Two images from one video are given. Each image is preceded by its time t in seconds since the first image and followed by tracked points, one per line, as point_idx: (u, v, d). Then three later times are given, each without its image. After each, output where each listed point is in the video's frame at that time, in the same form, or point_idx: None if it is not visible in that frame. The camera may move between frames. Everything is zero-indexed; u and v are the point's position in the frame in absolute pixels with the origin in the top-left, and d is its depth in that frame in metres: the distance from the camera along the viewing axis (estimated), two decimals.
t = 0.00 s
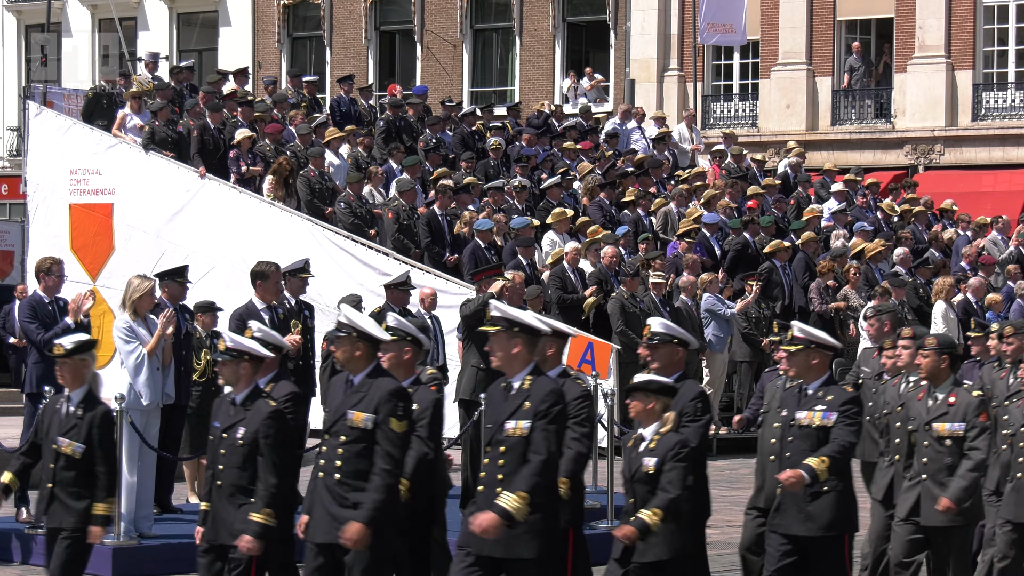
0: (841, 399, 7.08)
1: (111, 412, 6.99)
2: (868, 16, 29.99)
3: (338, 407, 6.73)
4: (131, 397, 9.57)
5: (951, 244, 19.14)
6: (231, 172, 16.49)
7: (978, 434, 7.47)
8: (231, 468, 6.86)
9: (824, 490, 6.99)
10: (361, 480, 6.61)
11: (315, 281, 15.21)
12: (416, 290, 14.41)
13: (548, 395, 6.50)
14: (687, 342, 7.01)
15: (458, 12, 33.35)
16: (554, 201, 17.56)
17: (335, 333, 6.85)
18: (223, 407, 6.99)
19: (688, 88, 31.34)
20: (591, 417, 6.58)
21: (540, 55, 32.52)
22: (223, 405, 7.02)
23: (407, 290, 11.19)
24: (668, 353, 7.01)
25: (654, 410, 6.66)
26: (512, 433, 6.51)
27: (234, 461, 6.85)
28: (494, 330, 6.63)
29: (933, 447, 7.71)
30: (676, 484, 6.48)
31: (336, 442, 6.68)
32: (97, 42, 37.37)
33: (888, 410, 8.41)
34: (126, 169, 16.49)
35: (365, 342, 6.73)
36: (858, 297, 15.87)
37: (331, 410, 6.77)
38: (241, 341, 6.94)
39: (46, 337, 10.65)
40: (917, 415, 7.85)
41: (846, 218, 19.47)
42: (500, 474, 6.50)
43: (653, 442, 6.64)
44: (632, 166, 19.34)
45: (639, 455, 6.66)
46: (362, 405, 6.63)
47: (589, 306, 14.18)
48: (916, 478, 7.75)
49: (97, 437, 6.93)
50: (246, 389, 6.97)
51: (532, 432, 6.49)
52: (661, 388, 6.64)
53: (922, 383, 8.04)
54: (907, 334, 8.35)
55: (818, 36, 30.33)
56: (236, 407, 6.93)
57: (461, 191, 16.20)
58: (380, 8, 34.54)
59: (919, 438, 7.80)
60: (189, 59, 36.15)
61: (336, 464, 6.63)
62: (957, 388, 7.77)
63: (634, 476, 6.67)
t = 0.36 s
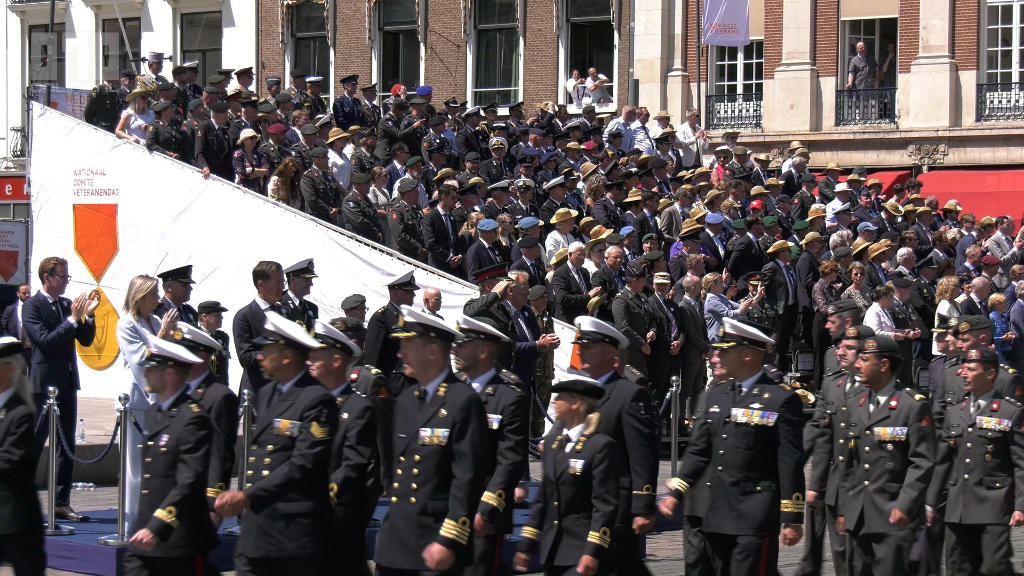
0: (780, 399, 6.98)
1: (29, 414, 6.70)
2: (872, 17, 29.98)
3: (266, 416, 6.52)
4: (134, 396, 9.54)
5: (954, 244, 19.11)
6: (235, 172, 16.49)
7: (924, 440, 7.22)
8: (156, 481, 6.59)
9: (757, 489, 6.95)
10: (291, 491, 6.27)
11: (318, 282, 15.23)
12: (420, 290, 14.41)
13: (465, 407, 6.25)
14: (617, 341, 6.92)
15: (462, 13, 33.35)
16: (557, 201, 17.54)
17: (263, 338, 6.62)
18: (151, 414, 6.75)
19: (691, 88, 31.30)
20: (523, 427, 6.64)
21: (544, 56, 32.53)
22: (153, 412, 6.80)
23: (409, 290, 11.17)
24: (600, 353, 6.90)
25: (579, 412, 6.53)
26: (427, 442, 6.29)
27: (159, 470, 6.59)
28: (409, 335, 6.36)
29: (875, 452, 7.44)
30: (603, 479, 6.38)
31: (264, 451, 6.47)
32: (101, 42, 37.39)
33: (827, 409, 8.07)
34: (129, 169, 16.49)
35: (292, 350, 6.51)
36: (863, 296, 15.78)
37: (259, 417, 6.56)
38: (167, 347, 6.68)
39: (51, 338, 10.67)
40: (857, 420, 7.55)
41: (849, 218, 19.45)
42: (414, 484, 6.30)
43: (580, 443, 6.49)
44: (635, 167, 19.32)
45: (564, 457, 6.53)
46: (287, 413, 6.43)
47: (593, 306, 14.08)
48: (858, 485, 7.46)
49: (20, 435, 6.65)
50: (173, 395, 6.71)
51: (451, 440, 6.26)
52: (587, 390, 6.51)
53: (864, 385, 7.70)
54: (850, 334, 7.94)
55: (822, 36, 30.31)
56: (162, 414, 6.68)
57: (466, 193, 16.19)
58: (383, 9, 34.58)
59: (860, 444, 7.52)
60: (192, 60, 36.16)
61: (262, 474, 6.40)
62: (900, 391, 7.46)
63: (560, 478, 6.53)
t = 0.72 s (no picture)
0: (725, 407, 6.84)
1: None
2: (879, 13, 29.94)
3: (195, 408, 6.81)
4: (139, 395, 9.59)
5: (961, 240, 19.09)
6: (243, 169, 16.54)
7: (884, 451, 7.33)
8: (84, 469, 7.15)
9: (700, 498, 6.84)
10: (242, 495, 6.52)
11: (326, 278, 15.20)
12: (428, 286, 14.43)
13: (399, 414, 6.33)
14: (567, 345, 6.94)
15: (470, 9, 33.34)
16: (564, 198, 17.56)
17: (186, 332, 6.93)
18: (79, 405, 7.32)
19: (699, 85, 31.24)
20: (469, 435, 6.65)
21: (552, 52, 32.51)
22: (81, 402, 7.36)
23: (418, 286, 11.21)
24: (550, 356, 6.98)
25: (511, 420, 6.50)
26: (363, 449, 6.35)
27: (87, 460, 7.14)
28: (342, 336, 6.44)
29: (833, 459, 7.41)
30: (539, 490, 6.41)
31: (194, 444, 6.79)
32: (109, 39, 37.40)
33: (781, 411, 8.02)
34: (137, 166, 16.53)
35: (217, 342, 6.86)
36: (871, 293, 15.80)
37: (184, 412, 6.85)
38: (93, 339, 7.19)
39: (57, 334, 10.71)
40: (813, 424, 7.50)
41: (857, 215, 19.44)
42: (347, 491, 6.36)
43: (513, 452, 6.47)
44: (643, 162, 19.33)
45: (496, 466, 6.47)
46: (221, 407, 6.75)
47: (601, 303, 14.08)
48: (812, 490, 7.47)
49: None
50: (101, 386, 7.29)
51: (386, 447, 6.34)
52: (520, 397, 6.44)
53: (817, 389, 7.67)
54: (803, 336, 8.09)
55: (830, 33, 30.28)
56: (91, 405, 7.25)
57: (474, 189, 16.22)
58: (391, 6, 34.56)
59: (816, 448, 7.48)
60: (200, 56, 36.16)
61: (194, 468, 6.74)
62: (857, 398, 7.47)
63: (492, 487, 6.46)
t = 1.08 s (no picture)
0: (667, 403, 6.74)
1: None
2: (883, 12, 29.94)
3: (124, 415, 6.41)
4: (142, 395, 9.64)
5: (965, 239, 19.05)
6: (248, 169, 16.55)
7: (831, 442, 6.97)
8: (9, 479, 6.59)
9: (647, 499, 6.70)
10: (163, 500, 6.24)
11: (330, 278, 15.22)
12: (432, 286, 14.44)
13: (333, 403, 6.17)
14: (515, 342, 6.80)
15: (474, 9, 33.35)
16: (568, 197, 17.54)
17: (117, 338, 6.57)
18: (7, 414, 6.76)
19: (703, 84, 31.20)
20: (411, 425, 6.46)
21: (556, 51, 32.52)
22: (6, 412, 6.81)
23: (422, 286, 11.22)
24: (500, 352, 6.83)
25: (451, 417, 6.38)
26: (294, 442, 6.17)
27: (13, 471, 6.59)
28: (280, 328, 6.32)
29: (781, 453, 7.16)
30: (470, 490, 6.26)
31: (122, 453, 6.36)
32: (114, 39, 37.44)
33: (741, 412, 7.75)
34: (141, 166, 16.55)
35: (151, 346, 6.48)
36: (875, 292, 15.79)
37: (115, 418, 6.45)
38: (23, 345, 6.71)
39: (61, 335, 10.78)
40: (765, 418, 7.27)
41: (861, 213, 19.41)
42: (280, 486, 6.17)
43: (451, 449, 6.38)
44: (647, 161, 19.32)
45: (437, 464, 6.42)
46: (149, 414, 6.34)
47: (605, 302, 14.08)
48: (767, 487, 7.19)
49: None
50: (29, 396, 6.78)
51: (317, 440, 6.17)
52: (459, 395, 6.35)
53: (775, 382, 7.46)
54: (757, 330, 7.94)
55: (834, 33, 30.25)
56: (17, 414, 6.71)
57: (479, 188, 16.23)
58: (395, 6, 34.59)
59: (766, 443, 7.24)
60: (204, 56, 36.16)
61: (121, 478, 6.31)
62: (810, 390, 7.20)
63: (432, 487, 6.41)
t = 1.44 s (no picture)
0: (596, 403, 6.90)
1: None
2: (887, 11, 29.92)
3: (31, 420, 6.50)
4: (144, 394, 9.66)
5: (968, 238, 19.04)
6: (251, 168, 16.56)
7: (766, 445, 7.08)
8: None
9: (572, 499, 6.92)
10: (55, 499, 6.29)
11: (334, 276, 15.22)
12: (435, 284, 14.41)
13: (239, 413, 6.19)
14: (438, 339, 6.79)
15: (477, 8, 33.30)
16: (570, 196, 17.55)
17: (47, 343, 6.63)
18: None
19: (706, 82, 31.18)
20: (338, 426, 6.83)
21: (559, 50, 32.51)
22: None
23: (425, 285, 11.21)
24: (421, 349, 6.82)
25: (369, 418, 6.43)
26: (198, 452, 6.16)
27: None
28: (184, 334, 6.34)
29: (715, 457, 7.25)
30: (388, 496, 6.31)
31: (30, 459, 6.42)
32: (117, 39, 37.43)
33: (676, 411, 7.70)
34: (144, 165, 16.56)
35: (58, 349, 6.57)
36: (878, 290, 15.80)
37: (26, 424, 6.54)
38: None
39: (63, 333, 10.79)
40: (700, 423, 7.36)
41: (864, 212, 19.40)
42: (184, 498, 6.15)
43: (370, 452, 6.42)
44: (649, 160, 19.32)
45: (353, 466, 6.44)
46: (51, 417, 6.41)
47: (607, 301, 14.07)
48: (700, 491, 7.31)
49: None
50: None
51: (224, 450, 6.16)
52: (378, 395, 6.37)
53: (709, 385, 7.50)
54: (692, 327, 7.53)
55: (837, 32, 30.23)
56: None
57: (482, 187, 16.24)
58: (398, 4, 34.56)
59: (701, 448, 7.33)
60: (207, 55, 36.18)
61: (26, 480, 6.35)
62: (744, 393, 7.28)
63: (348, 489, 6.44)
